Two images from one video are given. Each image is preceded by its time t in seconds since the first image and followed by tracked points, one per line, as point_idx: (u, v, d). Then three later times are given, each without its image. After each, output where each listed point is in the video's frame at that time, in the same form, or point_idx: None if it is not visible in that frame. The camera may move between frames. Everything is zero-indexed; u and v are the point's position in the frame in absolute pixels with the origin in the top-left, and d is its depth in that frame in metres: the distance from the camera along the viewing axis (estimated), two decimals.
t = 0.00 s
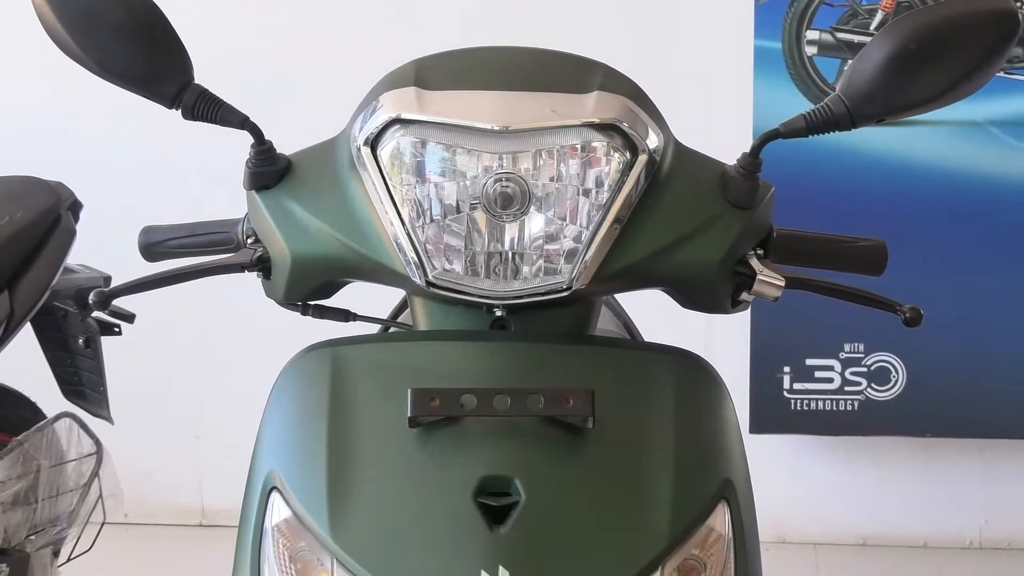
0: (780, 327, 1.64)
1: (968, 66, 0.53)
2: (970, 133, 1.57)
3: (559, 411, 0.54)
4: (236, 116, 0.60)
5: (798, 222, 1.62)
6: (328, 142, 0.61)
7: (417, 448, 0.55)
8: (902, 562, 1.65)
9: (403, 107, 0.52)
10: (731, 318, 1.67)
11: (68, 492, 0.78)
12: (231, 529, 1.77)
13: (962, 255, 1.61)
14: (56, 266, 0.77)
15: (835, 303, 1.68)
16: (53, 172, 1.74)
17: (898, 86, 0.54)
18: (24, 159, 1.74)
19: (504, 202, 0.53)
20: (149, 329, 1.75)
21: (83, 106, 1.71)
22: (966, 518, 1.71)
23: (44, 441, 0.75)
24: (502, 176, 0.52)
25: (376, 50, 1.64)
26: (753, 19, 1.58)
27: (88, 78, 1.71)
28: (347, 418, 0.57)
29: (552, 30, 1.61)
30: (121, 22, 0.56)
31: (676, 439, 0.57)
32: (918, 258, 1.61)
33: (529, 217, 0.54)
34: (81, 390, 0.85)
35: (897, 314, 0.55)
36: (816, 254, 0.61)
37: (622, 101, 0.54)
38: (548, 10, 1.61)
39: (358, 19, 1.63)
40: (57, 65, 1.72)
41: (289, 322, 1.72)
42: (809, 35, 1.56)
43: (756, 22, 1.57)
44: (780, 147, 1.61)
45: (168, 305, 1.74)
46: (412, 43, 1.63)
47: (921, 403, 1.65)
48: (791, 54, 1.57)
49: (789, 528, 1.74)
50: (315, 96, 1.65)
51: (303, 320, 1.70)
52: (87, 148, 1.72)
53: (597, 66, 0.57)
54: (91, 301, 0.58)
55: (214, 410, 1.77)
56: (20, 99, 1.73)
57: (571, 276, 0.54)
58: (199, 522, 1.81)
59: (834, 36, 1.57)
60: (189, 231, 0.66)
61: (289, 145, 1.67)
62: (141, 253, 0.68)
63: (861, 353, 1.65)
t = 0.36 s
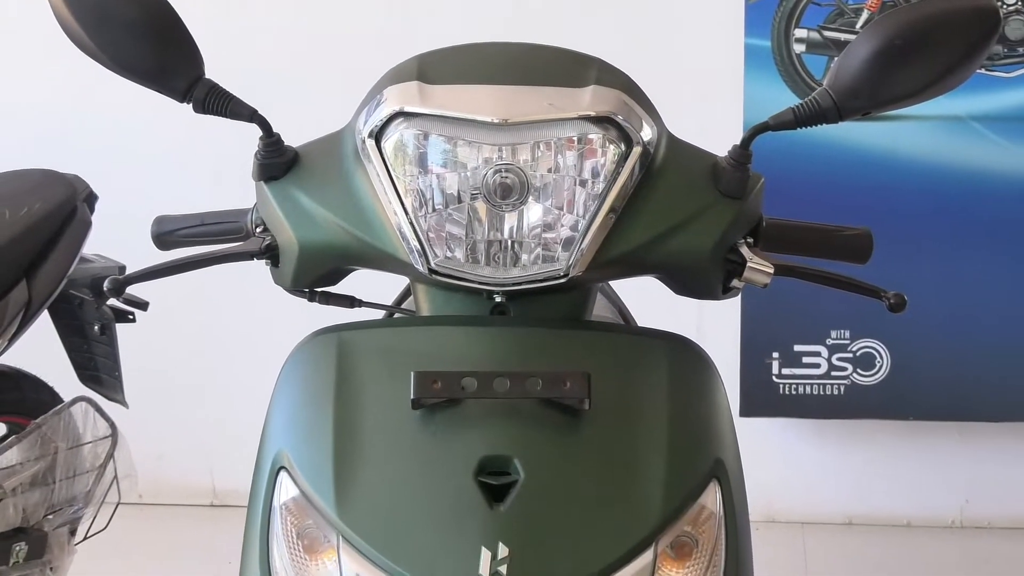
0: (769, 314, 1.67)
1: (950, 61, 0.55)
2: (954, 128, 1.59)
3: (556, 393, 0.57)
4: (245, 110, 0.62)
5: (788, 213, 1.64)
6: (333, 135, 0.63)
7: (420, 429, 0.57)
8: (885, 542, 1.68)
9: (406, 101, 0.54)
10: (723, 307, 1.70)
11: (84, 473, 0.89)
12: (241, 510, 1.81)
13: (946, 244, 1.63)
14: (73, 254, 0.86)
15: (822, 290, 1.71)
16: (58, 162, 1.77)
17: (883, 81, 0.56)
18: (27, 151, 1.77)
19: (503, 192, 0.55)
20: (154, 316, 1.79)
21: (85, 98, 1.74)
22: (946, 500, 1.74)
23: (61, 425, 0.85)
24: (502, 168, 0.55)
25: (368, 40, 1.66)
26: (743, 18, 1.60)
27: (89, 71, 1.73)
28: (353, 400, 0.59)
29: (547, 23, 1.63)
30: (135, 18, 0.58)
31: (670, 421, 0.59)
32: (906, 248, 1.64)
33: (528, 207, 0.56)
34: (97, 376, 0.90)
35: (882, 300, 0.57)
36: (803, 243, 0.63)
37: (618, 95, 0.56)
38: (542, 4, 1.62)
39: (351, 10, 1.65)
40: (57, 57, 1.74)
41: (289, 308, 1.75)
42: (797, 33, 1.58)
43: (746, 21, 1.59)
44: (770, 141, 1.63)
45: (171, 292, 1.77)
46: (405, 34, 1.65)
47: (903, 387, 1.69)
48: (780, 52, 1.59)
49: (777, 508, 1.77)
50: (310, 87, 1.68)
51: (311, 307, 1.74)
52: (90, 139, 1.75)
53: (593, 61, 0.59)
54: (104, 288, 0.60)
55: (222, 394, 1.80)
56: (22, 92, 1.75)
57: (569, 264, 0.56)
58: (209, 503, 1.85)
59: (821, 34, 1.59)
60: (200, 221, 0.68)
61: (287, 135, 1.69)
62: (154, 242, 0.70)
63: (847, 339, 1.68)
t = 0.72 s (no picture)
0: (756, 302, 1.70)
1: (932, 58, 0.57)
2: (935, 124, 1.62)
3: (552, 378, 0.59)
4: (252, 107, 0.64)
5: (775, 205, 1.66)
6: (337, 132, 0.66)
7: (421, 414, 0.59)
8: (867, 521, 1.72)
9: (407, 99, 0.57)
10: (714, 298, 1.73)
11: (100, 456, 1.04)
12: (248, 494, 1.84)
13: (934, 237, 1.66)
14: (90, 244, 0.95)
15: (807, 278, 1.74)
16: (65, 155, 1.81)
17: (866, 77, 0.58)
18: (33, 144, 1.81)
19: (501, 186, 0.57)
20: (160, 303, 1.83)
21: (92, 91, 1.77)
22: (928, 480, 1.77)
23: (76, 412, 1.00)
24: (499, 163, 0.57)
25: (360, 32, 1.68)
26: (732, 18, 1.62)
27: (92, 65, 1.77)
28: (357, 387, 0.61)
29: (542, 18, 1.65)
30: (146, 19, 0.61)
31: (662, 406, 0.62)
32: (890, 240, 1.66)
33: (525, 200, 0.58)
34: (110, 364, 1.01)
35: (865, 289, 0.59)
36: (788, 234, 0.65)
37: (611, 92, 0.58)
38: None
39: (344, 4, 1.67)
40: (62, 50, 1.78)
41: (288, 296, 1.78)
42: (783, 33, 1.61)
43: (734, 20, 1.61)
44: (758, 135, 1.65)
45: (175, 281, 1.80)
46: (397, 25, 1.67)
47: (885, 375, 1.71)
48: (767, 51, 1.61)
49: (764, 489, 1.80)
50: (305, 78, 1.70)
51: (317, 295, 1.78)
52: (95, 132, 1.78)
53: (587, 60, 0.62)
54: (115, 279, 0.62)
55: (226, 379, 1.84)
56: (26, 85, 1.78)
57: (564, 255, 0.59)
58: (217, 486, 1.88)
59: (807, 33, 1.62)
60: (209, 215, 0.71)
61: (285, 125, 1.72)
62: (165, 234, 0.73)
63: (832, 327, 1.70)
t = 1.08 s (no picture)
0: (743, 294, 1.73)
1: (912, 60, 0.60)
2: (916, 125, 1.64)
3: (548, 368, 0.62)
4: (259, 109, 0.67)
5: (763, 200, 1.68)
6: (341, 132, 0.68)
7: (423, 404, 0.62)
8: (852, 506, 1.76)
9: (408, 101, 0.59)
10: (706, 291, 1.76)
11: (115, 445, 1.14)
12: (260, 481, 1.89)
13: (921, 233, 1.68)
14: (102, 245, 1.05)
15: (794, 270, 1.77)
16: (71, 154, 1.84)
17: (850, 78, 0.60)
18: (37, 142, 1.84)
19: (498, 184, 0.60)
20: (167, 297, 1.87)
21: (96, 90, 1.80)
22: (911, 464, 1.82)
23: (92, 403, 1.11)
24: (497, 162, 0.59)
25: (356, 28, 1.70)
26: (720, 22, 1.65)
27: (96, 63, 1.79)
28: (362, 378, 0.64)
29: (536, 18, 1.67)
30: (156, 24, 0.63)
31: (654, 395, 0.64)
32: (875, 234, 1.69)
33: (522, 198, 0.60)
34: (125, 356, 1.10)
35: (850, 282, 0.62)
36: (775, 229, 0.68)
37: (604, 94, 0.61)
38: None
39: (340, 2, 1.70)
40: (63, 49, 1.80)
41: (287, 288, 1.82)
42: (770, 37, 1.64)
43: (723, 21, 1.64)
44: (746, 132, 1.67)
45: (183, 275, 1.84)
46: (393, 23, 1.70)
47: (869, 364, 1.75)
48: (755, 54, 1.65)
49: (754, 475, 1.85)
50: (303, 75, 1.73)
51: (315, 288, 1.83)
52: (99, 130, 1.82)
53: (581, 62, 0.64)
54: (128, 276, 0.65)
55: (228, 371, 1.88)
56: (28, 86, 1.81)
57: (559, 251, 0.61)
58: (229, 473, 1.93)
59: (793, 36, 1.64)
60: (217, 213, 0.73)
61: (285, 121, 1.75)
62: (174, 231, 0.75)
63: (818, 319, 1.74)
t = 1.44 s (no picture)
0: (736, 289, 1.92)
1: (893, 64, 0.62)
2: (897, 125, 1.83)
3: (544, 362, 0.64)
4: (265, 112, 0.69)
5: (754, 199, 1.87)
6: (345, 134, 0.70)
7: (424, 396, 0.64)
8: (835, 491, 1.92)
9: (409, 104, 0.62)
10: (696, 286, 1.95)
11: (128, 436, 1.19)
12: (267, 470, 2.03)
13: (904, 230, 1.87)
14: (116, 243, 1.14)
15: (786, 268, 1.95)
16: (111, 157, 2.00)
17: (834, 81, 0.62)
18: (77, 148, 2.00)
19: (496, 185, 0.62)
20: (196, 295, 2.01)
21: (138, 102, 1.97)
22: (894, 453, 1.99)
23: (105, 395, 1.15)
24: (494, 164, 0.61)
25: (380, 49, 1.87)
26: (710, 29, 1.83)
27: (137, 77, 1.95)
28: (365, 371, 0.66)
29: (533, 31, 1.84)
30: (166, 32, 0.65)
31: (646, 387, 0.67)
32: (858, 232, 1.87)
33: (518, 198, 0.63)
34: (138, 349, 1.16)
35: (834, 278, 0.64)
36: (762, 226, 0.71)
37: (597, 98, 0.63)
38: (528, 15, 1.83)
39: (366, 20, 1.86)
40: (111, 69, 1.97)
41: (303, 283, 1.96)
42: (758, 42, 1.82)
43: (713, 27, 1.81)
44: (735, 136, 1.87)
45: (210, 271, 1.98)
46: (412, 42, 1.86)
47: (853, 356, 1.93)
48: (744, 58, 1.82)
49: (744, 463, 2.01)
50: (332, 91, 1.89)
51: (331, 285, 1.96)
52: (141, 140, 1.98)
53: (575, 68, 0.66)
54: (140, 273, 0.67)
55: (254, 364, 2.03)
56: (71, 97, 1.98)
57: (555, 249, 0.63)
58: (240, 460, 2.07)
59: (779, 41, 1.82)
60: (226, 212, 0.76)
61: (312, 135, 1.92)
62: (185, 231, 0.78)
63: (805, 313, 1.93)
